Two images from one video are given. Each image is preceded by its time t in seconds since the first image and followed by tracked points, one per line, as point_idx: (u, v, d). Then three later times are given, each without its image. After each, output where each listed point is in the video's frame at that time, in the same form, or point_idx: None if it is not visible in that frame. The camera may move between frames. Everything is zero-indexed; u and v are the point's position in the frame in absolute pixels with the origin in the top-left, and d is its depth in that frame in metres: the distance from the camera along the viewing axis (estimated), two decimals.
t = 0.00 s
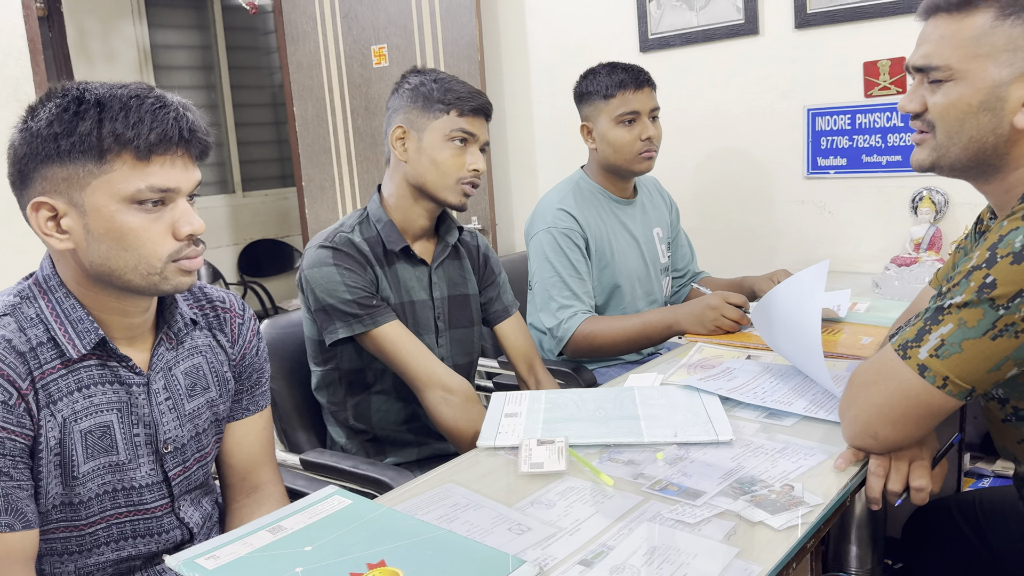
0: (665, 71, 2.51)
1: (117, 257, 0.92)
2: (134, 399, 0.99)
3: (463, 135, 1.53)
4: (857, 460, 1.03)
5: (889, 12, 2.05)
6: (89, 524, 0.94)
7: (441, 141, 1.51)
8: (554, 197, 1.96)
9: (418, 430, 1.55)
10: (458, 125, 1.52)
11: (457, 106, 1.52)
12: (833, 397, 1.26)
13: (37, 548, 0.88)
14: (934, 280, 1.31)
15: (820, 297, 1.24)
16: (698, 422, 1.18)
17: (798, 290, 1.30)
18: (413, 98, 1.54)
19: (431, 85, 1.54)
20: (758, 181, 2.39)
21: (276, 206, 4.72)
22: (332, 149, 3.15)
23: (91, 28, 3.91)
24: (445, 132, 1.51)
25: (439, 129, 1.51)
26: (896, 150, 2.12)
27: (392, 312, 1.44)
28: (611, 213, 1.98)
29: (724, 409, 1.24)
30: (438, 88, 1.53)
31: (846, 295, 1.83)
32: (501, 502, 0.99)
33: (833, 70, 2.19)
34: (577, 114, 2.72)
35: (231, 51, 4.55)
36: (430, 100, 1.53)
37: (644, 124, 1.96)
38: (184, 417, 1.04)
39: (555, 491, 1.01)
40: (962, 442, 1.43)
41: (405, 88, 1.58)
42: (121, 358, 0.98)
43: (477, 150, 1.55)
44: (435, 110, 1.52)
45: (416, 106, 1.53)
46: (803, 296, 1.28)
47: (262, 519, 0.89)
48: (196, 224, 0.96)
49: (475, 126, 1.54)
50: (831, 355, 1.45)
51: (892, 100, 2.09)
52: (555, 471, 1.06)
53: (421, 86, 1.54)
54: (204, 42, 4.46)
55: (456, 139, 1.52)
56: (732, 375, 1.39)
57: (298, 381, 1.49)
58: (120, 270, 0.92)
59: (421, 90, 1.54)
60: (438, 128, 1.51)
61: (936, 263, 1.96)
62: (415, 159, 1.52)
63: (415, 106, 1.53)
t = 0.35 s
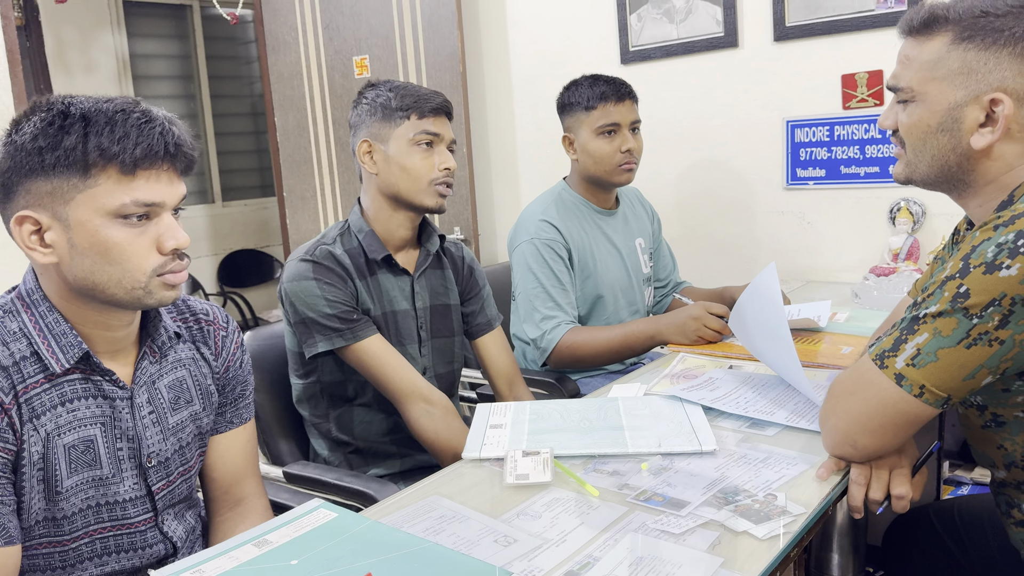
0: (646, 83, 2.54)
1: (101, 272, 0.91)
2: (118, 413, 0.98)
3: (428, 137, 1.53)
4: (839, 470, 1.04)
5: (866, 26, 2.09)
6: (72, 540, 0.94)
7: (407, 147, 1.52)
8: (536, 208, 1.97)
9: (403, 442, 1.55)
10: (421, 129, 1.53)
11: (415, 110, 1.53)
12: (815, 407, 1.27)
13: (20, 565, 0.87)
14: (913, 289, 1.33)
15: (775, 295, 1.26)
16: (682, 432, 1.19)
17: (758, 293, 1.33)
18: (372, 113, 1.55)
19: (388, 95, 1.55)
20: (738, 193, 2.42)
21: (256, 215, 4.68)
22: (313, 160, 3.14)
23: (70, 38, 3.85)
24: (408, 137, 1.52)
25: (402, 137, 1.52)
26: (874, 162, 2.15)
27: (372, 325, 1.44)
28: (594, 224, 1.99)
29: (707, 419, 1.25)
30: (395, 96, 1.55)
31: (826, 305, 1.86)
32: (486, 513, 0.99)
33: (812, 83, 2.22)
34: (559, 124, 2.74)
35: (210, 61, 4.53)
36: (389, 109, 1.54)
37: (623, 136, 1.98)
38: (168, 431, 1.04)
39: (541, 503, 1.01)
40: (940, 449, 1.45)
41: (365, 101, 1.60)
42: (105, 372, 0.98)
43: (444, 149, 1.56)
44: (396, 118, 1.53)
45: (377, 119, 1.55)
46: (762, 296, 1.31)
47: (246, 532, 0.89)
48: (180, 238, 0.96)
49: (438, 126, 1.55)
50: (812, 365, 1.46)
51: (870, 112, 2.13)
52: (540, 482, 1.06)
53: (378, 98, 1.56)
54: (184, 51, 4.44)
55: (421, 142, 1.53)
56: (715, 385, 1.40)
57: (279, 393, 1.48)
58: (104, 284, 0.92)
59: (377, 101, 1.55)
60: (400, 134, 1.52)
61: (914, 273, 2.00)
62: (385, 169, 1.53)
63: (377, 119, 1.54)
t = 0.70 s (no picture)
0: (636, 96, 2.55)
1: (92, 292, 0.91)
2: (110, 433, 0.98)
3: (432, 157, 1.54)
4: (830, 484, 1.05)
5: (853, 40, 2.11)
6: (63, 560, 0.94)
7: (411, 165, 1.52)
8: (528, 221, 1.98)
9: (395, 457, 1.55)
10: (427, 149, 1.53)
11: (425, 129, 1.54)
12: (806, 420, 1.28)
13: None
14: (902, 302, 1.34)
15: (790, 320, 1.25)
16: (674, 446, 1.19)
17: (768, 311, 1.32)
18: (379, 124, 1.55)
19: (397, 111, 1.55)
20: (728, 205, 2.44)
21: (247, 228, 4.67)
22: (305, 173, 3.14)
23: (60, 52, 3.88)
24: (414, 154, 1.52)
25: (408, 153, 1.52)
26: (862, 174, 2.18)
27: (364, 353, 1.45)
28: (585, 238, 2.00)
29: (699, 433, 1.26)
30: (404, 114, 1.55)
31: (816, 317, 1.87)
32: (480, 531, 0.98)
33: (800, 97, 2.25)
34: (550, 137, 2.75)
35: (201, 73, 4.53)
36: (397, 125, 1.54)
37: (614, 150, 1.99)
38: (160, 449, 1.04)
39: (534, 519, 1.01)
40: (932, 461, 1.46)
41: (371, 112, 1.59)
42: (97, 392, 0.97)
43: (444, 172, 1.57)
44: (403, 135, 1.53)
45: (384, 132, 1.54)
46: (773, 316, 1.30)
47: (238, 552, 0.88)
48: (173, 259, 0.96)
49: (441, 148, 1.56)
50: (804, 378, 1.47)
51: (858, 125, 2.16)
52: (534, 499, 1.06)
53: (386, 112, 1.56)
54: (175, 64, 4.44)
55: (425, 161, 1.53)
56: (706, 399, 1.40)
57: (271, 408, 1.47)
58: (96, 305, 0.92)
59: (387, 115, 1.56)
60: (407, 151, 1.52)
61: (903, 285, 2.02)
62: (385, 183, 1.52)
63: (383, 131, 1.54)
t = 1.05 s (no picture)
0: (626, 105, 2.57)
1: (81, 305, 0.91)
2: (100, 445, 0.98)
3: (429, 173, 1.54)
4: (820, 491, 1.05)
5: (842, 49, 2.13)
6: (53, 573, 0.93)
7: (407, 180, 1.52)
8: (520, 230, 1.98)
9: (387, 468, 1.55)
10: (423, 164, 1.53)
11: (422, 145, 1.54)
12: (798, 427, 1.28)
13: None
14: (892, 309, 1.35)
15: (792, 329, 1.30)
16: (666, 455, 1.19)
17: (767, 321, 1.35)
18: (377, 137, 1.54)
19: (395, 125, 1.55)
20: (719, 214, 2.45)
21: (240, 238, 4.67)
22: (298, 183, 3.15)
23: (53, 63, 3.86)
24: (411, 170, 1.52)
25: (405, 169, 1.52)
26: (852, 183, 2.19)
27: (356, 367, 1.45)
28: (577, 247, 2.00)
29: (690, 441, 1.26)
30: (402, 127, 1.55)
31: (808, 325, 1.88)
32: (471, 541, 0.98)
33: (790, 106, 2.26)
34: (542, 147, 2.77)
35: (194, 84, 4.54)
36: (394, 139, 1.54)
37: (606, 159, 2.00)
38: (150, 461, 1.04)
39: (526, 529, 1.01)
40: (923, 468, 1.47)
41: (367, 123, 1.59)
42: (87, 404, 0.97)
43: (441, 188, 1.57)
44: (400, 149, 1.53)
45: (380, 146, 1.54)
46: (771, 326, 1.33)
47: (228, 565, 0.88)
48: (163, 272, 0.96)
49: (437, 164, 1.56)
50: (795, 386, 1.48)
51: (848, 134, 2.17)
52: (526, 508, 1.06)
53: (384, 125, 1.56)
54: (167, 75, 4.44)
55: (422, 177, 1.53)
56: (698, 407, 1.40)
57: (263, 419, 1.47)
58: (85, 318, 0.92)
59: (384, 128, 1.55)
60: (404, 167, 1.52)
61: (893, 292, 2.03)
62: (381, 199, 1.53)
63: (380, 145, 1.54)
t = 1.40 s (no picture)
0: (620, 112, 2.58)
1: (77, 312, 0.91)
2: (95, 452, 0.98)
3: (434, 190, 1.55)
4: (816, 495, 1.05)
5: (835, 56, 2.15)
6: None
7: (412, 195, 1.52)
8: (515, 237, 1.98)
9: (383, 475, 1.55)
10: (428, 179, 1.54)
11: (428, 161, 1.54)
12: (793, 432, 1.29)
13: None
14: (885, 314, 1.36)
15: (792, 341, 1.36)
16: (662, 460, 1.19)
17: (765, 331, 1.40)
18: (383, 147, 1.54)
19: (402, 137, 1.55)
20: (713, 220, 2.46)
21: (234, 246, 4.66)
22: (292, 190, 3.15)
23: (46, 71, 3.85)
24: (415, 186, 1.52)
25: (409, 183, 1.52)
26: (845, 189, 2.20)
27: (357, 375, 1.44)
28: (573, 255, 2.01)
29: (687, 446, 1.26)
30: (409, 141, 1.55)
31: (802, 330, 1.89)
32: (468, 546, 0.98)
33: (783, 112, 2.28)
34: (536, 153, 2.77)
35: (188, 92, 4.54)
36: (399, 152, 1.54)
37: (600, 165, 2.01)
38: (146, 468, 1.03)
39: (523, 535, 1.01)
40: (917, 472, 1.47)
41: (372, 133, 1.59)
42: (82, 411, 0.97)
43: (444, 203, 1.58)
44: (405, 162, 1.53)
45: (385, 158, 1.54)
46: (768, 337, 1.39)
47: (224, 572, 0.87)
48: (159, 279, 0.96)
49: (442, 180, 1.57)
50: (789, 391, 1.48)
51: (841, 140, 2.18)
52: (522, 514, 1.06)
53: (391, 136, 1.56)
54: (161, 83, 4.44)
55: (426, 194, 1.54)
56: (694, 412, 1.41)
57: (257, 427, 1.47)
58: (81, 325, 0.92)
59: (392, 140, 1.55)
60: (409, 181, 1.52)
61: (887, 297, 2.04)
62: (385, 212, 1.52)
63: (385, 157, 1.53)
